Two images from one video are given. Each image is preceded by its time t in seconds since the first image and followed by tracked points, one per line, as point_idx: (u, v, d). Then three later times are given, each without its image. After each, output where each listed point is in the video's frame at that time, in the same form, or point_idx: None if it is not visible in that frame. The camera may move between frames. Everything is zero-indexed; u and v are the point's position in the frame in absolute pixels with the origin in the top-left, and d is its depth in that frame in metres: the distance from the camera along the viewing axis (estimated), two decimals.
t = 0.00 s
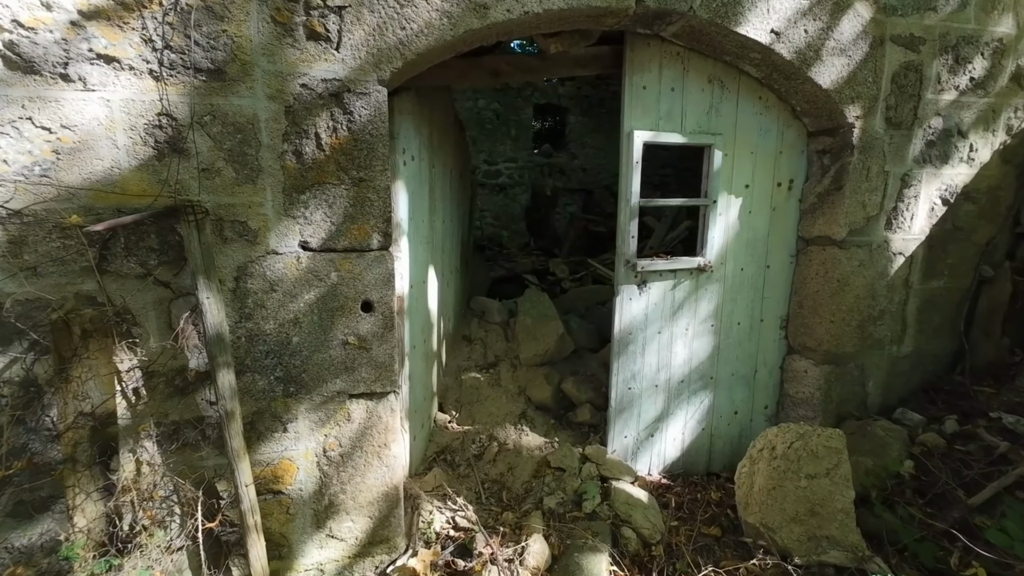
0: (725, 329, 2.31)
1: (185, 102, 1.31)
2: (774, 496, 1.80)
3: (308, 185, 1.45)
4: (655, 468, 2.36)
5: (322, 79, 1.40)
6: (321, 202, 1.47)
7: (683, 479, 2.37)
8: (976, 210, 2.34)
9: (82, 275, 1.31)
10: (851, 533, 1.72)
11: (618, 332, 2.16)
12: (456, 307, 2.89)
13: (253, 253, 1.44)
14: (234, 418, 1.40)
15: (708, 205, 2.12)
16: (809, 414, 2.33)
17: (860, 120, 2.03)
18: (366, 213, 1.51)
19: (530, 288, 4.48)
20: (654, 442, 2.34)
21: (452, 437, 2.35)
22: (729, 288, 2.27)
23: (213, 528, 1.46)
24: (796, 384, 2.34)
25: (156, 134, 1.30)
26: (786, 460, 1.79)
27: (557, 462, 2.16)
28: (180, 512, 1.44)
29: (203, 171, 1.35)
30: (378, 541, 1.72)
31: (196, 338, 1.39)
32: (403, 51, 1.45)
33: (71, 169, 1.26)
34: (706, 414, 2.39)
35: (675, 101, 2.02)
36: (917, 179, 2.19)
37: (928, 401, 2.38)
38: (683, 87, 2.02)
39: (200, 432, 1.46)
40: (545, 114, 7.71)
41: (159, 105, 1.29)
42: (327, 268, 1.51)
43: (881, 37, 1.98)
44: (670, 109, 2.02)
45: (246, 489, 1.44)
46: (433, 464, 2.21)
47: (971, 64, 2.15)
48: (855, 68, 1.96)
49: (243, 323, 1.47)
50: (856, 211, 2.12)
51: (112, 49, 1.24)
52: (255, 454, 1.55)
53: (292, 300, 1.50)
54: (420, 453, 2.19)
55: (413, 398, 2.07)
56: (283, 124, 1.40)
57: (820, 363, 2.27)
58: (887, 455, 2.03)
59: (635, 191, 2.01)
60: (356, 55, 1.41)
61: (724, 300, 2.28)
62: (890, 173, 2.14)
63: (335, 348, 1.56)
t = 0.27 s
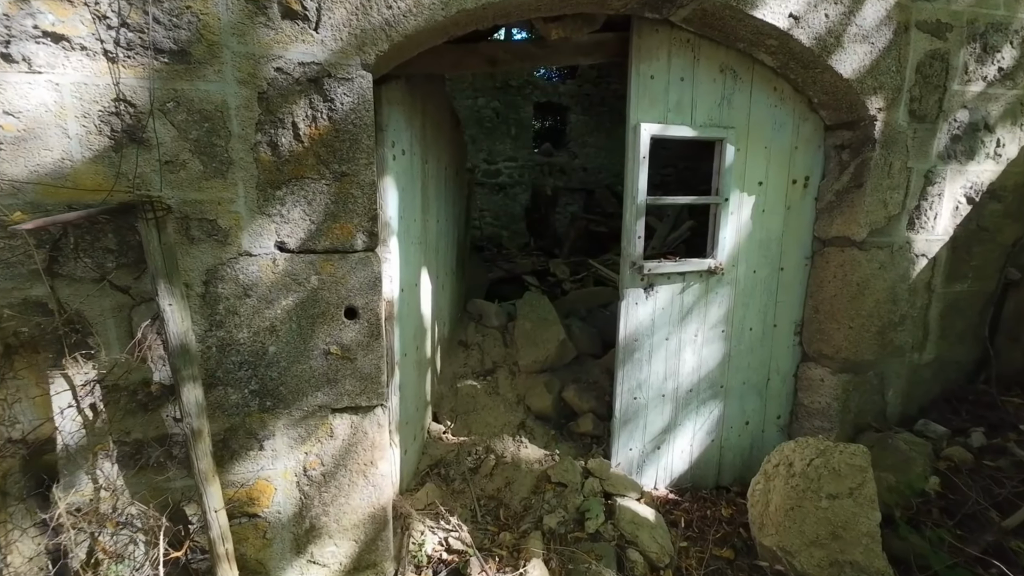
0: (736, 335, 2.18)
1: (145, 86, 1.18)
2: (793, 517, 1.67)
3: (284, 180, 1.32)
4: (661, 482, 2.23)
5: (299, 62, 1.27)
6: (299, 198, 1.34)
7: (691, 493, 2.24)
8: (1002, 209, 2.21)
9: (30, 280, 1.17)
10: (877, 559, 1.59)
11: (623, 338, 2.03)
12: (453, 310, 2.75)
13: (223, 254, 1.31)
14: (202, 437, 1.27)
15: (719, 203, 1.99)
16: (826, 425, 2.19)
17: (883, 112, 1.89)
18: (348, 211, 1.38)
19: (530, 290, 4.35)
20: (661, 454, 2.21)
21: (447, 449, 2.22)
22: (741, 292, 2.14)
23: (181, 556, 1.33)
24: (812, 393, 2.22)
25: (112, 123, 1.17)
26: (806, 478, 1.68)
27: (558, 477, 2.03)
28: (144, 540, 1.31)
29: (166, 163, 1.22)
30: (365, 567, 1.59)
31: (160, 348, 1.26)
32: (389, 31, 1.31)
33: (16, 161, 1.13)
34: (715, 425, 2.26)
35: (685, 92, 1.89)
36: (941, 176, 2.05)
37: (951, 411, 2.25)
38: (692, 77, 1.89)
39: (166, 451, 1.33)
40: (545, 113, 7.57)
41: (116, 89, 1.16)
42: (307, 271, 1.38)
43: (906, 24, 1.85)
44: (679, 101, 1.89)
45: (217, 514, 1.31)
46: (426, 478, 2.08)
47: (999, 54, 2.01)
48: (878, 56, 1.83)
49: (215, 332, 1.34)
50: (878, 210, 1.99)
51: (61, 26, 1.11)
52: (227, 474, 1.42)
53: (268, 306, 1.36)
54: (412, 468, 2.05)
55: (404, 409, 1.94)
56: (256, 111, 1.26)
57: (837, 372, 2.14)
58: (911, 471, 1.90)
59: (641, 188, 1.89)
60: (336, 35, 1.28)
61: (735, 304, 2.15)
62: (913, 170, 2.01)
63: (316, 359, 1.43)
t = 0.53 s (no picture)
0: (749, 342, 2.05)
1: (96, 69, 1.05)
2: (816, 542, 1.54)
3: (257, 175, 1.19)
4: (669, 498, 2.10)
5: (272, 44, 1.14)
6: (274, 196, 1.21)
7: (701, 510, 2.11)
8: None
9: None
10: None
11: (630, 346, 1.90)
12: (449, 314, 2.62)
13: (189, 258, 1.18)
14: (166, 461, 1.14)
15: (733, 201, 1.86)
16: (845, 438, 2.06)
17: (909, 104, 1.76)
18: (329, 209, 1.25)
19: (529, 292, 4.23)
20: (669, 468, 2.08)
21: (442, 463, 2.09)
22: (755, 296, 2.01)
23: None
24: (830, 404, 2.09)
25: (60, 110, 1.04)
26: (830, 500, 1.54)
27: (560, 495, 1.90)
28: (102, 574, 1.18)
29: (123, 156, 1.09)
30: None
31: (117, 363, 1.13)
32: (374, 10, 1.18)
33: None
34: (727, 437, 2.13)
35: (696, 82, 1.76)
36: (970, 172, 1.92)
37: (976, 422, 2.12)
38: (705, 65, 1.76)
39: (127, 475, 1.20)
40: (545, 114, 7.43)
41: (63, 72, 1.03)
42: (283, 275, 1.24)
43: (935, 8, 1.72)
44: (690, 91, 1.76)
45: (183, 547, 1.17)
46: (419, 496, 1.95)
47: None
48: (905, 43, 1.69)
49: (180, 343, 1.21)
50: (902, 209, 1.85)
51: None
52: (197, 500, 1.29)
53: (239, 315, 1.23)
54: (405, 484, 1.92)
55: (396, 423, 1.81)
56: (224, 99, 1.13)
57: (858, 381, 2.00)
58: (939, 489, 1.77)
59: (651, 185, 1.76)
60: (315, 14, 1.15)
61: (749, 309, 2.02)
62: (940, 166, 1.88)
63: (295, 373, 1.30)
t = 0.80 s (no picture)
0: (764, 348, 1.93)
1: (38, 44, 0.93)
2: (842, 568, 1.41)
3: (225, 166, 1.06)
4: (679, 513, 1.97)
5: (241, 18, 1.01)
6: (245, 189, 1.08)
7: (713, 526, 1.98)
8: None
9: None
10: None
11: (637, 353, 1.77)
12: (446, 317, 2.50)
13: (149, 259, 1.05)
14: (121, 486, 1.01)
15: (749, 196, 1.73)
16: (867, 450, 1.93)
17: (940, 92, 1.64)
18: (308, 205, 1.12)
19: (530, 294, 4.10)
20: (678, 482, 1.96)
21: (436, 476, 1.97)
22: (770, 299, 1.88)
23: None
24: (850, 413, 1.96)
25: None
26: (857, 523, 1.41)
27: (563, 513, 1.77)
28: None
29: (72, 143, 0.97)
30: None
31: (65, 376, 1.01)
32: None
33: None
34: (740, 449, 2.00)
35: (710, 68, 1.63)
36: (1002, 166, 1.78)
37: (1005, 433, 1.99)
38: (719, 50, 1.63)
39: (80, 501, 1.07)
40: (546, 113, 7.49)
41: None
42: (256, 278, 1.12)
43: None
44: (703, 78, 1.63)
45: None
46: (413, 512, 1.82)
47: None
48: (936, 26, 1.57)
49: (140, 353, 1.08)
50: (930, 206, 1.73)
51: None
52: (161, 526, 1.16)
53: (207, 321, 1.11)
54: (397, 500, 1.80)
55: (387, 435, 1.68)
56: (187, 79, 1.01)
57: (882, 390, 1.87)
58: (971, 507, 1.64)
59: (660, 179, 1.64)
60: None
61: (765, 312, 1.90)
62: (971, 159, 1.75)
63: (271, 385, 1.17)
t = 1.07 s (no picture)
0: (781, 353, 1.81)
1: None
2: None
3: (188, 151, 0.95)
4: (689, 529, 1.86)
5: None
6: (212, 178, 0.97)
7: (725, 543, 1.86)
8: None
9: None
10: None
11: (645, 358, 1.66)
12: (443, 319, 2.39)
13: (102, 256, 0.94)
14: (68, 512, 0.90)
15: (767, 190, 1.61)
16: (889, 463, 1.81)
17: (974, 78, 1.52)
18: (283, 196, 1.01)
19: (530, 295, 3.99)
20: (688, 496, 1.84)
21: (431, 488, 1.85)
22: (787, 301, 1.77)
23: None
24: (872, 423, 1.84)
25: None
26: (888, 546, 1.29)
27: (566, 530, 1.66)
28: None
29: (11, 123, 0.86)
30: None
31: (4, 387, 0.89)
32: None
33: None
34: (754, 460, 1.89)
35: (725, 52, 1.52)
36: None
37: None
38: (735, 33, 1.51)
39: (26, 526, 0.96)
40: (548, 112, 7.44)
41: None
42: (225, 277, 1.01)
43: None
44: (718, 63, 1.51)
45: None
46: (405, 528, 1.71)
47: None
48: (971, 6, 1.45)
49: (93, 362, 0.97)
50: (962, 201, 1.60)
51: None
52: (120, 552, 1.05)
53: (169, 326, 0.99)
54: (388, 515, 1.68)
55: (377, 447, 1.57)
56: (143, 52, 0.90)
57: (907, 399, 1.75)
58: (1007, 527, 1.52)
59: (671, 171, 1.52)
60: None
61: (781, 315, 1.78)
62: (1006, 151, 1.63)
63: (242, 397, 1.06)
